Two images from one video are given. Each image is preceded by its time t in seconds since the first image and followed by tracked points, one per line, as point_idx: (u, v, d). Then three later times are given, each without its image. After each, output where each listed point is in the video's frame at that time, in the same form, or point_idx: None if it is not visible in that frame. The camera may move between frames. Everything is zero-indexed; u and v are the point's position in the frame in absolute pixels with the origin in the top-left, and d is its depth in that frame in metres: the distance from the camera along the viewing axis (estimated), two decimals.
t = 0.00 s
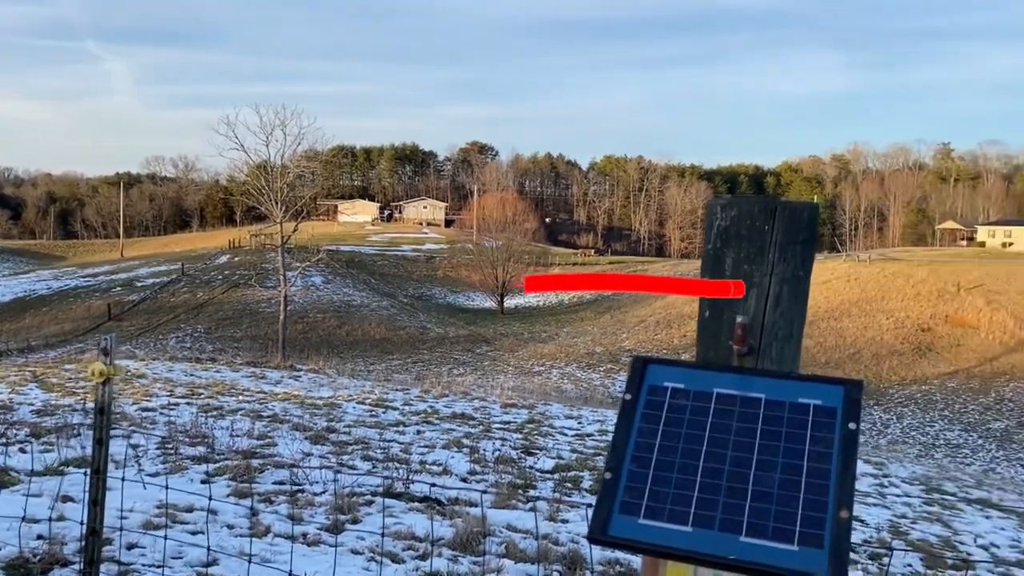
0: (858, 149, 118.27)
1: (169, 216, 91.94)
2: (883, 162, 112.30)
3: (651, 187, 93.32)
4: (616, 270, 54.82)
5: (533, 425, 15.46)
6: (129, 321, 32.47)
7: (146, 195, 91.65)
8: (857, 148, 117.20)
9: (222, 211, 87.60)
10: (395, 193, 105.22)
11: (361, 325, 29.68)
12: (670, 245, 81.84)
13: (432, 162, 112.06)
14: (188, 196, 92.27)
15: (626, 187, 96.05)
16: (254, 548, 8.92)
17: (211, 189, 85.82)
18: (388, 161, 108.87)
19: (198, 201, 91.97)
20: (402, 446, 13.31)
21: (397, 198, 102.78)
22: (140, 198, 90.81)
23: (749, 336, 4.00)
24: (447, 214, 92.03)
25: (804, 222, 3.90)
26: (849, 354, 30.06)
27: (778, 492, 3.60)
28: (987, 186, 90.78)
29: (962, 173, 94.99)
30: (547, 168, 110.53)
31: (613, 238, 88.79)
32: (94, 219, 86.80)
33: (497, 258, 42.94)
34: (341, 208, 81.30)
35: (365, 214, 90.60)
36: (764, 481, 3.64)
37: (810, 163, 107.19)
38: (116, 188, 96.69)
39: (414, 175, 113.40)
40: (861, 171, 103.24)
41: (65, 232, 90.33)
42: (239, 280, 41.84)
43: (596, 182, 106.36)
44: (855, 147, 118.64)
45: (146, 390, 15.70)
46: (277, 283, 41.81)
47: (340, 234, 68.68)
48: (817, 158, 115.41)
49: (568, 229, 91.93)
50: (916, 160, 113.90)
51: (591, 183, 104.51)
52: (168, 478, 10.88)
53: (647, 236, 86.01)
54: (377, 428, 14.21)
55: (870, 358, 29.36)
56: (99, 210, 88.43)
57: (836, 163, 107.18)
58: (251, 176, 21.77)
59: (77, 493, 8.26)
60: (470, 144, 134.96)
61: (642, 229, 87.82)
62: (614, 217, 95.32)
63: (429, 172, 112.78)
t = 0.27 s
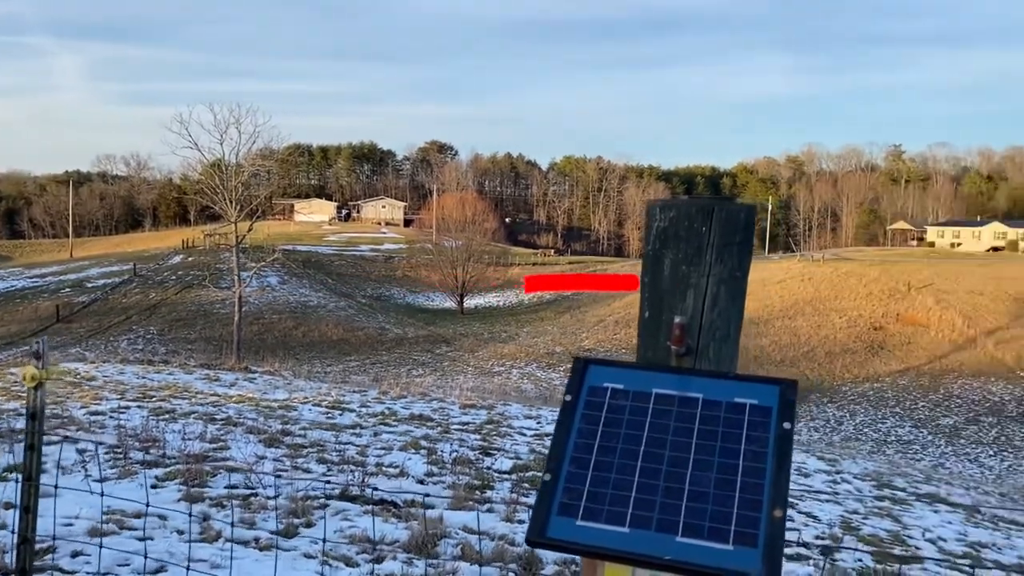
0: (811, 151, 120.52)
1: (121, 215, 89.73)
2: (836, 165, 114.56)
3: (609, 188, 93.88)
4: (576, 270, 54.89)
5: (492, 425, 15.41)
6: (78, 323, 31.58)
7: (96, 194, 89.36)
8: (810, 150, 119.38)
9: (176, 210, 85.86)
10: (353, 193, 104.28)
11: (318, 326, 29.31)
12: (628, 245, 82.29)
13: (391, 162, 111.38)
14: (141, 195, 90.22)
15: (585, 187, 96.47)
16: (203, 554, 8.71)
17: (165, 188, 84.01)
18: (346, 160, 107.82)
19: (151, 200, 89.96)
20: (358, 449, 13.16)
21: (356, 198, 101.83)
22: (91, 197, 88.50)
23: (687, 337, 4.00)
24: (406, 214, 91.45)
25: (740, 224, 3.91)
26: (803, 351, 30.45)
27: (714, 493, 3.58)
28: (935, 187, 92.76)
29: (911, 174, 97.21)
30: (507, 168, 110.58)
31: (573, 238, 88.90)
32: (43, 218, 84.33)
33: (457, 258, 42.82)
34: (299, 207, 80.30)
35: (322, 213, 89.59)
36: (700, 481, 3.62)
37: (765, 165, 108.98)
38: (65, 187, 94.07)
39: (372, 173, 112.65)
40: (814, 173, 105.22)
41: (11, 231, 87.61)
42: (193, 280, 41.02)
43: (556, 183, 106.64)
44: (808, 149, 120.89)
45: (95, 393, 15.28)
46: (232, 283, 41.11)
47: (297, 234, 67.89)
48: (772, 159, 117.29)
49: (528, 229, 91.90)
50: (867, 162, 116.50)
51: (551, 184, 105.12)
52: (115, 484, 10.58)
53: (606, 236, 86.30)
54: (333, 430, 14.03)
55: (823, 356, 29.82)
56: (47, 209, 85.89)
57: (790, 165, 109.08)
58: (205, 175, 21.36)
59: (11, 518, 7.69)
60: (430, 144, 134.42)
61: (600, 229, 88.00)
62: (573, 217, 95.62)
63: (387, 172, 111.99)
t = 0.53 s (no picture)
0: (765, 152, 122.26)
1: (68, 215, 87.29)
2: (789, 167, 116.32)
3: (567, 188, 93.98)
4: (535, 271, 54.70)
5: (448, 426, 15.35)
6: (23, 326, 30.65)
7: (42, 193, 86.83)
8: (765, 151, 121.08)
9: (126, 209, 83.85)
10: (309, 193, 102.87)
11: (273, 328, 28.88)
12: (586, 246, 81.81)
13: (347, 161, 110.24)
14: (89, 194, 87.88)
15: (542, 188, 96.46)
16: (147, 561, 8.50)
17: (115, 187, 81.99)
18: (301, 159, 106.42)
19: (100, 199, 87.69)
20: (312, 452, 13.00)
21: (312, 197, 100.53)
22: (37, 196, 85.96)
23: (613, 338, 4.00)
24: (363, 214, 90.49)
25: (666, 225, 3.94)
26: (758, 350, 30.73)
27: (638, 494, 3.57)
28: (884, 188, 93.99)
29: (861, 175, 98.90)
30: (465, 168, 110.09)
31: (531, 239, 88.48)
32: None
33: (415, 258, 41.69)
34: (253, 207, 79.01)
35: (276, 213, 88.22)
36: (624, 481, 3.61)
37: (721, 166, 110.18)
38: (9, 185, 91.18)
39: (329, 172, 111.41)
40: (768, 175, 106.70)
41: None
42: (145, 281, 40.13)
43: (514, 183, 106.52)
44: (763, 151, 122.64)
45: (40, 397, 14.87)
46: (184, 284, 40.30)
47: (251, 235, 66.86)
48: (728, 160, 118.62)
49: (486, 230, 91.37)
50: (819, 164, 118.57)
51: (509, 184, 104.82)
52: (58, 492, 10.29)
53: (564, 236, 85.49)
54: (286, 433, 13.84)
55: (777, 354, 30.20)
56: None
57: (745, 167, 110.47)
58: (157, 174, 20.94)
59: None
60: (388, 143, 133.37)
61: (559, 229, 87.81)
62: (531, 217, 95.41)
63: (343, 171, 110.85)
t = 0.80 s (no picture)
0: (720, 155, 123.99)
1: (15, 215, 84.83)
2: (744, 168, 117.96)
3: (526, 188, 94.08)
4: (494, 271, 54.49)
5: (405, 428, 15.28)
6: None
7: None
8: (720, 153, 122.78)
9: (75, 209, 81.79)
10: (264, 192, 101.47)
11: (227, 330, 28.48)
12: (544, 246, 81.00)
13: (303, 161, 109.11)
14: (37, 193, 85.52)
15: (501, 188, 96.45)
16: (89, 569, 8.28)
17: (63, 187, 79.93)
18: (256, 159, 104.96)
19: (47, 199, 85.38)
20: (264, 455, 12.84)
21: (267, 197, 99.21)
22: None
23: (539, 339, 4.01)
24: (319, 214, 89.55)
25: (592, 226, 3.96)
26: (713, 348, 31.10)
27: (561, 496, 3.56)
28: (835, 189, 95.43)
29: (813, 176, 100.65)
30: (423, 168, 109.55)
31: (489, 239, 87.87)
32: None
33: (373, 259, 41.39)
34: (207, 207, 77.70)
35: (231, 213, 86.84)
36: (547, 484, 3.60)
37: (677, 167, 111.33)
38: None
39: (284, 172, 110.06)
40: (723, 176, 108.17)
41: None
42: (95, 283, 39.21)
43: (472, 183, 106.33)
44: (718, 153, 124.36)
45: None
46: (136, 286, 39.50)
47: (205, 235, 65.77)
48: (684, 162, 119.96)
49: (445, 230, 90.42)
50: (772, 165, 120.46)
51: (468, 185, 104.18)
52: None
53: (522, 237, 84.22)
54: (239, 437, 13.65)
55: (731, 353, 30.60)
56: None
57: (700, 168, 111.84)
58: (106, 174, 20.50)
59: None
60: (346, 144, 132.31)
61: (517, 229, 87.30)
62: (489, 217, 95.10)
63: (299, 170, 109.69)
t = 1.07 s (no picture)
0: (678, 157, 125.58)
1: None
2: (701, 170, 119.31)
3: (486, 189, 94.11)
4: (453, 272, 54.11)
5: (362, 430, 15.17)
6: None
7: None
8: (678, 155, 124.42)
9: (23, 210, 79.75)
10: (221, 194, 100.16)
11: (182, 333, 28.05)
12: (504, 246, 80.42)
13: (259, 162, 107.89)
14: None
15: (461, 188, 96.33)
16: None
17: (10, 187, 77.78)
18: (212, 159, 103.44)
19: None
20: (218, 460, 12.66)
21: (223, 199, 97.82)
22: None
23: (464, 341, 4.00)
24: (276, 215, 88.55)
25: (516, 228, 3.97)
26: (671, 348, 31.41)
27: (481, 499, 3.53)
28: (790, 190, 96.72)
29: (768, 177, 102.35)
30: (382, 169, 108.98)
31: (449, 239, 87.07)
32: None
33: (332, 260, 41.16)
34: (160, 209, 76.33)
35: (186, 213, 85.45)
36: (467, 487, 3.58)
37: (636, 169, 112.23)
38: None
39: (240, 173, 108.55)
40: (681, 177, 109.33)
41: None
42: (44, 286, 38.30)
43: (432, 184, 105.98)
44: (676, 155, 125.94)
45: None
46: (87, 289, 38.67)
47: (159, 237, 64.61)
48: (643, 163, 121.01)
49: (404, 229, 88.95)
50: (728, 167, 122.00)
51: (428, 185, 103.24)
52: None
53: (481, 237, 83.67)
54: (193, 441, 13.44)
55: (690, 352, 30.93)
56: None
57: (658, 170, 113.01)
58: (55, 174, 20.05)
59: None
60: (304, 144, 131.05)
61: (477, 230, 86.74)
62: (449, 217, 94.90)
63: (255, 171, 108.50)
